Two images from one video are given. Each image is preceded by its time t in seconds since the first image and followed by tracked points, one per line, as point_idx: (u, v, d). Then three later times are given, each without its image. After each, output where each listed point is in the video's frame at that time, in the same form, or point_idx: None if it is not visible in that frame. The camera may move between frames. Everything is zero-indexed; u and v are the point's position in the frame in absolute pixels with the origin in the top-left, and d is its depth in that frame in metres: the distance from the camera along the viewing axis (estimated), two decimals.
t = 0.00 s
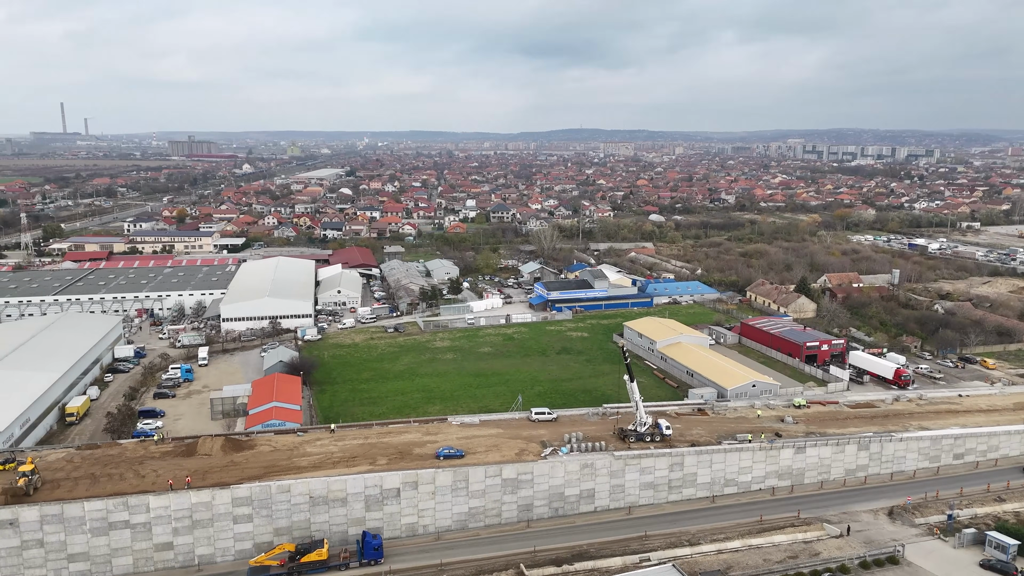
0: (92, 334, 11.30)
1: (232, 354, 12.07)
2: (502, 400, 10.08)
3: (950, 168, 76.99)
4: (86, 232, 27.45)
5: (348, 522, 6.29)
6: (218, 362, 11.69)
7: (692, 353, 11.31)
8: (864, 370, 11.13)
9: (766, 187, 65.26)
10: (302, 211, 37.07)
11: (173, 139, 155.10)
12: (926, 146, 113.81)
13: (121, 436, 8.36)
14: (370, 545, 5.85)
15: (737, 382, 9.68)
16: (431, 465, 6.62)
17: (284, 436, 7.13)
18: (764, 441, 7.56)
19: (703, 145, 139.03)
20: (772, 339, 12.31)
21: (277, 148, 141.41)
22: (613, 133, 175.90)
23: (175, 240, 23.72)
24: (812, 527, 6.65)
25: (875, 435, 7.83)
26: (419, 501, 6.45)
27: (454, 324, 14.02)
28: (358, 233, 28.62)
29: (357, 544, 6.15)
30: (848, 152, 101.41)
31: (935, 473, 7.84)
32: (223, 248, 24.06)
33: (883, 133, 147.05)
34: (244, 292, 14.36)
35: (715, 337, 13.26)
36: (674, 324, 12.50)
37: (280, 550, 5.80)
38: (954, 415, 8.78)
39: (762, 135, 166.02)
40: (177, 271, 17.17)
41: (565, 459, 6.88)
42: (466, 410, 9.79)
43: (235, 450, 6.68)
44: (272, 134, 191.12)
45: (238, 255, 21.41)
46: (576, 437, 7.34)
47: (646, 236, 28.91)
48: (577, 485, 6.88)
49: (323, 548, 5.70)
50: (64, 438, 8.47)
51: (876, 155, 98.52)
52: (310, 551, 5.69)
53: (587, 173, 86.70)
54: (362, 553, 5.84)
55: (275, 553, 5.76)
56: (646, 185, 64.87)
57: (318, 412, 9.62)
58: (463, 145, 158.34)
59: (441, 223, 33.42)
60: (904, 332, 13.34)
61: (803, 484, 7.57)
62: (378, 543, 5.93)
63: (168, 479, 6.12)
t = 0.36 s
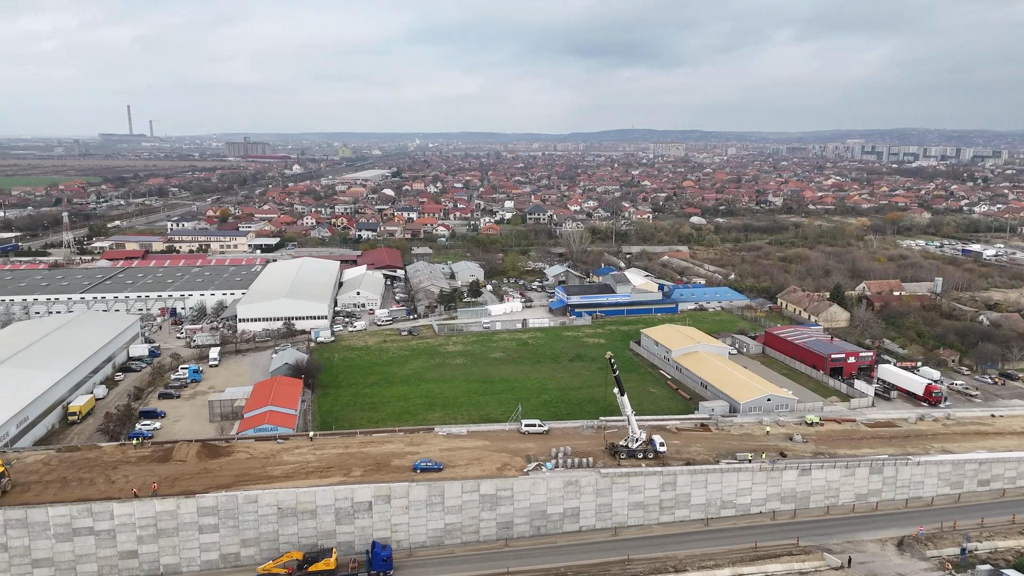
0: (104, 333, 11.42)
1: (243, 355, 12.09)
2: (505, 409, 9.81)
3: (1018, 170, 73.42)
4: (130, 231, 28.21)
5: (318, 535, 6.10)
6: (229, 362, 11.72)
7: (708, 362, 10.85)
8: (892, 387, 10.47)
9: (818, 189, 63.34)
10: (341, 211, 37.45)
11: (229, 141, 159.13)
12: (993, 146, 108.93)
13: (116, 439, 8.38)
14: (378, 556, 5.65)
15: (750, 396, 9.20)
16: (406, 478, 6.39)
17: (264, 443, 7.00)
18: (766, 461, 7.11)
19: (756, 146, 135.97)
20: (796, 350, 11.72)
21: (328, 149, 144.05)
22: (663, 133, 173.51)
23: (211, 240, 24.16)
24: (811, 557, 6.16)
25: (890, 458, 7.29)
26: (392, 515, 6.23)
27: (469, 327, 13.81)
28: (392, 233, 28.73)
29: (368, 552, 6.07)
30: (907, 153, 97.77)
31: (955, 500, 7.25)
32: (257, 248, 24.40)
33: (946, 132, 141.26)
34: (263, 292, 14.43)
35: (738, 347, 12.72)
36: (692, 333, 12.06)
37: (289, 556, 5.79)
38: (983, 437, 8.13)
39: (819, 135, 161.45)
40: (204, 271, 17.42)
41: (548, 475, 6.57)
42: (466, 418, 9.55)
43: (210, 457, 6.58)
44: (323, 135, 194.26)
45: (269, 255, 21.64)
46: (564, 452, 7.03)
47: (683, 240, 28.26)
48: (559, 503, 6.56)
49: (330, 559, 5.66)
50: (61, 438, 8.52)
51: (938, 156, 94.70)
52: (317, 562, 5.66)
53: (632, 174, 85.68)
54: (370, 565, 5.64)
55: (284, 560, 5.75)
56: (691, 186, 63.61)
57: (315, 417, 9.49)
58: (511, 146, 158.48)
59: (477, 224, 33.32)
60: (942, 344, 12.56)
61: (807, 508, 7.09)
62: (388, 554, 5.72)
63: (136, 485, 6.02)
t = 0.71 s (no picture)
0: (122, 331, 11.61)
1: (259, 355, 12.13)
2: (510, 418, 9.55)
3: None
4: (176, 230, 28.92)
5: (290, 545, 5.96)
6: (244, 362, 11.78)
7: (727, 374, 10.37)
8: (926, 404, 9.82)
9: (878, 192, 60.97)
10: (384, 211, 37.71)
11: (287, 141, 163.09)
12: None
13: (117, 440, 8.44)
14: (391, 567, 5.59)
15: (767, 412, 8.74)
16: (382, 489, 6.20)
17: (246, 449, 6.92)
18: (767, 483, 6.68)
19: (816, 147, 132.03)
20: (825, 362, 11.12)
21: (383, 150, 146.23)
22: (719, 133, 170.10)
23: (250, 239, 24.57)
24: None
25: (906, 484, 6.76)
26: (366, 527, 6.04)
27: (488, 332, 13.58)
28: (430, 235, 28.75)
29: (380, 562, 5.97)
30: (977, 154, 93.39)
31: (978, 532, 6.68)
32: (294, 248, 24.69)
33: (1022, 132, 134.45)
34: (286, 292, 14.51)
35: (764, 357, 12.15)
36: (715, 341, 11.57)
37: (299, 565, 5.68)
38: (1016, 462, 7.48)
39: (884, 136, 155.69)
40: (236, 270, 17.68)
41: (530, 491, 6.29)
42: (468, 426, 9.32)
43: (190, 462, 6.51)
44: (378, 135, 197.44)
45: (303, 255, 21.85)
46: (550, 467, 6.74)
47: (726, 244, 27.47)
48: (541, 521, 6.27)
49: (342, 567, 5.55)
50: (65, 437, 8.65)
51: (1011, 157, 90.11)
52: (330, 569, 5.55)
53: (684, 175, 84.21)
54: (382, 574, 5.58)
55: (294, 569, 5.63)
56: (743, 188, 62.01)
57: (317, 422, 9.37)
58: (563, 147, 157.95)
59: (516, 225, 33.09)
60: (986, 359, 11.77)
61: (811, 534, 6.63)
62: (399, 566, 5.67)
63: (110, 488, 5.99)
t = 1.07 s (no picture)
0: (145, 328, 11.84)
1: (279, 354, 12.20)
2: (516, 427, 9.30)
3: None
4: (225, 229, 29.62)
5: (263, 553, 5.86)
6: (262, 361, 11.87)
7: (748, 386, 9.88)
8: (964, 424, 9.14)
9: (947, 195, 58.19)
10: (429, 211, 37.91)
11: (346, 142, 166.21)
12: None
13: (125, 438, 8.55)
14: None
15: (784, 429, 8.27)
16: (358, 499, 6.04)
17: (232, 452, 6.86)
18: (767, 506, 6.25)
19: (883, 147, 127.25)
20: (857, 376, 10.49)
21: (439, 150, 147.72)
22: (780, 133, 165.68)
23: (293, 238, 24.93)
24: None
25: (922, 514, 6.23)
26: (341, 538, 5.89)
27: (510, 336, 13.35)
28: (470, 236, 28.68)
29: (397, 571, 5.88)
30: None
31: (1002, 569, 6.11)
32: (335, 247, 24.94)
33: None
34: (312, 292, 14.60)
35: (794, 369, 11.55)
36: (739, 351, 11.07)
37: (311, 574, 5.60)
38: None
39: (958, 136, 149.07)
40: (271, 269, 17.94)
41: (511, 507, 6.03)
42: (472, 434, 9.10)
43: (173, 464, 6.48)
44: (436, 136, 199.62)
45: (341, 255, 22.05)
46: (536, 481, 6.47)
47: (774, 248, 26.54)
48: (520, 538, 6.01)
49: None
50: (77, 433, 8.83)
51: None
52: None
53: (742, 176, 82.19)
54: None
55: None
56: (801, 190, 60.09)
57: (321, 426, 9.28)
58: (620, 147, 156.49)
59: (560, 226, 32.73)
60: None
61: (814, 564, 6.18)
62: None
63: (89, 489, 5.99)
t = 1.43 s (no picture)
0: (179, 324, 12.13)
1: (307, 353, 12.29)
2: (528, 436, 9.05)
3: None
4: (283, 227, 30.33)
5: (242, 559, 5.80)
6: (290, 360, 11.98)
7: (777, 401, 9.34)
8: (1015, 450, 8.37)
9: None
10: (484, 212, 37.88)
11: (415, 142, 169.18)
12: None
13: (142, 434, 8.73)
14: None
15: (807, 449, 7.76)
16: (338, 507, 5.92)
17: (225, 454, 6.86)
18: (768, 534, 5.81)
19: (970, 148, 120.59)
20: (899, 394, 9.77)
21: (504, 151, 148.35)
22: (858, 133, 159.14)
23: (343, 238, 25.29)
24: None
25: (944, 551, 5.67)
26: (319, 546, 5.78)
27: (539, 341, 13.10)
28: (520, 237, 28.49)
29: None
30: None
31: None
32: (384, 246, 25.17)
33: None
34: (347, 292, 14.68)
35: (835, 383, 10.89)
36: (772, 362, 10.51)
37: None
38: None
39: None
40: (314, 267, 18.19)
41: (493, 523, 5.79)
42: (482, 441, 8.89)
43: (165, 463, 6.53)
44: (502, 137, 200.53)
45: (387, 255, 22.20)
46: (524, 496, 6.21)
47: (835, 253, 25.38)
48: (502, 557, 5.77)
49: None
50: (100, 426, 9.07)
51: None
52: None
53: (813, 177, 79.26)
54: None
55: None
56: (875, 192, 57.45)
57: (334, 428, 9.24)
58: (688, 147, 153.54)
59: (613, 228, 32.17)
60: None
61: None
62: None
63: (79, 485, 6.06)
